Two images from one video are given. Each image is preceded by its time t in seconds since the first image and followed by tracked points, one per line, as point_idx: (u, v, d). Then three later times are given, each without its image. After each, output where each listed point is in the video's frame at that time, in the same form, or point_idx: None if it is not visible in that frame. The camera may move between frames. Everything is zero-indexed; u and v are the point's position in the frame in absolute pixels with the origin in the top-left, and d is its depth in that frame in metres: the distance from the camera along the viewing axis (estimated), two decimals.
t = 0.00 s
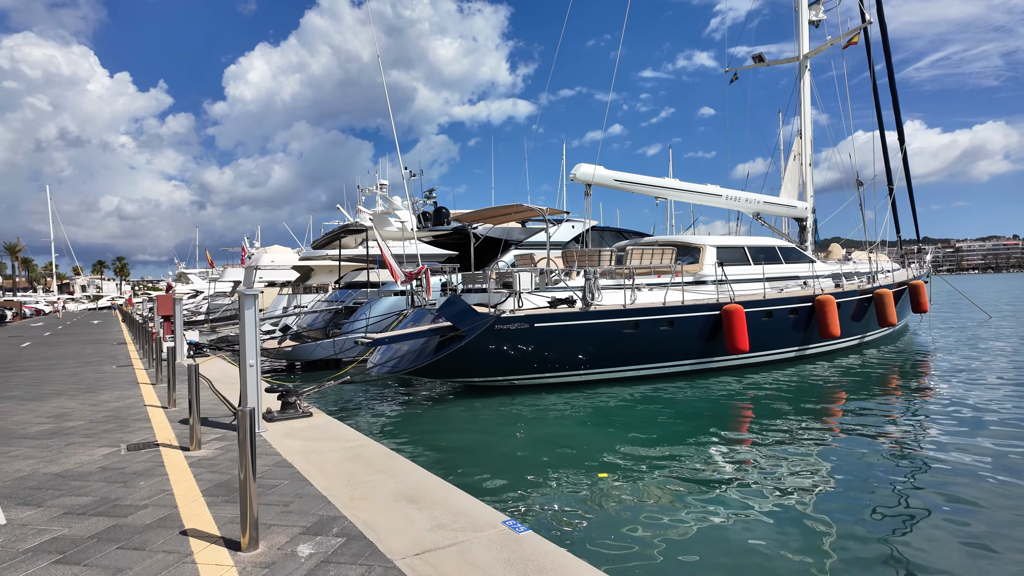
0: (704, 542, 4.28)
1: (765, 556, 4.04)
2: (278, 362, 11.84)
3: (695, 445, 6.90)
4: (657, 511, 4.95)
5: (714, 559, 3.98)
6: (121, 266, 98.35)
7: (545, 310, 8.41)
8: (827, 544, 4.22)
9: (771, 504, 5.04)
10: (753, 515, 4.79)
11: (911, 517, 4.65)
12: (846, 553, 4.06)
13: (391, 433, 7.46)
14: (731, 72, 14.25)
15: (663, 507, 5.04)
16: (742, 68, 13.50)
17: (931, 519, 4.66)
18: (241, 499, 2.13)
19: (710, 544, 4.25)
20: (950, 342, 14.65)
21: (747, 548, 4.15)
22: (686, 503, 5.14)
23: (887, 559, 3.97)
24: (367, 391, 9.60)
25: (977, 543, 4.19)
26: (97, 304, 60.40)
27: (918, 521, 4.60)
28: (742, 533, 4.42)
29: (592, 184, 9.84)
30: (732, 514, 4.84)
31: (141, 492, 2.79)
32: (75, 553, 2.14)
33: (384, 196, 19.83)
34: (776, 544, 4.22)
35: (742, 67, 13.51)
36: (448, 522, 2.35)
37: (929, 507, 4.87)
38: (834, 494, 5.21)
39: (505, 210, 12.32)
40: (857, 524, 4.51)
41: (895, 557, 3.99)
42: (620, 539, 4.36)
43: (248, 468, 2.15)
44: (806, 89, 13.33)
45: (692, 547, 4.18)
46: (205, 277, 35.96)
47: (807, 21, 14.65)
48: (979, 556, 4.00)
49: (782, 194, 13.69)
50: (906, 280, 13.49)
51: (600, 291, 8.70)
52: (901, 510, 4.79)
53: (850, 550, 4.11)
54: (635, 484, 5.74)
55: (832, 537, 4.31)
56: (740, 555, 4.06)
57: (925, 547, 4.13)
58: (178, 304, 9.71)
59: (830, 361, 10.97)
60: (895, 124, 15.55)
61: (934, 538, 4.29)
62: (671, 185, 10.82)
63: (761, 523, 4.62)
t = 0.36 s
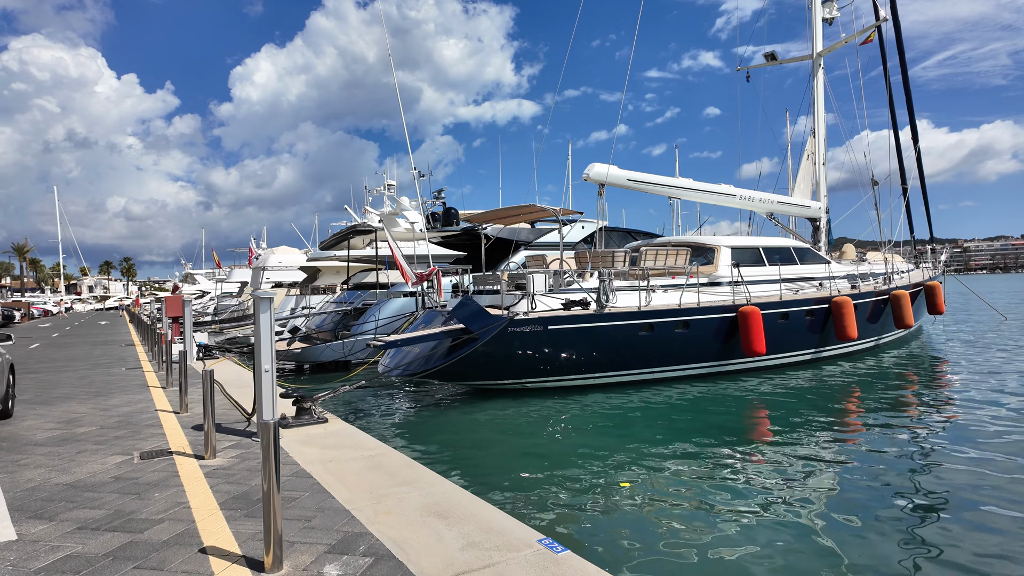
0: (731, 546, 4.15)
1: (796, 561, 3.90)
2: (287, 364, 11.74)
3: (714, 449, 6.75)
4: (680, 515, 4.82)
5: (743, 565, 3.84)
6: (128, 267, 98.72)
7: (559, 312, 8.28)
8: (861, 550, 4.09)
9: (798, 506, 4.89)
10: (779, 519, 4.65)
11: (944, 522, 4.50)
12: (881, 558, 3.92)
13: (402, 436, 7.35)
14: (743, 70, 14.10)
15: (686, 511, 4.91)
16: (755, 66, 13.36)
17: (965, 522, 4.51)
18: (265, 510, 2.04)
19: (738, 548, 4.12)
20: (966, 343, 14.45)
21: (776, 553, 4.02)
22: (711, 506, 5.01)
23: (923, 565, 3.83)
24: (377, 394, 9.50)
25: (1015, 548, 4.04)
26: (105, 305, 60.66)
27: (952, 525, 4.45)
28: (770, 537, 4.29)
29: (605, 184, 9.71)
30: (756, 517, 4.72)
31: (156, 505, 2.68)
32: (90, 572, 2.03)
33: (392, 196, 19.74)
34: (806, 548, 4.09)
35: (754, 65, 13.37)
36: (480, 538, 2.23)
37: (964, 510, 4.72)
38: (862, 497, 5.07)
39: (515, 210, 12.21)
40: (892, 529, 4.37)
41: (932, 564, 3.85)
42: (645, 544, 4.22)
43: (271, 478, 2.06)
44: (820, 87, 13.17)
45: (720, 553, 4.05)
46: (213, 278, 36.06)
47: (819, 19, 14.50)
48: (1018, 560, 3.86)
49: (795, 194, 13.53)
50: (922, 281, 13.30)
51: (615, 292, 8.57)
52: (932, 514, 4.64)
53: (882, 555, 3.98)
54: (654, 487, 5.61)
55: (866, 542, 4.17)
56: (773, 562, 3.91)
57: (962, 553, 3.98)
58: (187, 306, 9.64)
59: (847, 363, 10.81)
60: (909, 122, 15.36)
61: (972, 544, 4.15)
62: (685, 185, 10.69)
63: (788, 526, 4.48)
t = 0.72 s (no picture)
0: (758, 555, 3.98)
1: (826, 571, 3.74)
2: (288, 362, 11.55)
3: (729, 449, 6.56)
4: (699, 519, 4.65)
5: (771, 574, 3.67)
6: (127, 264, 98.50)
7: (568, 310, 8.10)
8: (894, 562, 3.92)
9: (823, 511, 4.72)
10: (804, 524, 4.48)
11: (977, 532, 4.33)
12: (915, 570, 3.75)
13: (408, 436, 7.16)
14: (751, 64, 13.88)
15: (705, 514, 4.74)
16: (764, 59, 13.13)
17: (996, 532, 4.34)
18: (275, 521, 1.88)
19: (765, 557, 3.94)
20: (975, 340, 14.28)
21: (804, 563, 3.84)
22: (731, 510, 4.84)
23: None
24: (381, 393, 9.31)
25: None
26: (104, 302, 60.39)
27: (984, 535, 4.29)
28: (796, 545, 4.13)
29: (614, 179, 9.51)
30: (778, 522, 4.55)
31: (155, 517, 2.49)
32: None
33: (394, 193, 19.53)
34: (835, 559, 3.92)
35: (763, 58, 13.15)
36: (509, 556, 2.05)
37: (995, 518, 4.56)
38: (888, 503, 4.90)
39: (521, 206, 12.02)
40: (922, 539, 4.21)
41: None
42: (666, 549, 4.04)
43: (281, 487, 1.88)
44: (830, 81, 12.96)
45: (745, 560, 3.87)
46: (212, 275, 35.84)
47: (829, 11, 14.27)
48: None
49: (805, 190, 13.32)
50: (932, 277, 13.12)
51: (625, 290, 8.39)
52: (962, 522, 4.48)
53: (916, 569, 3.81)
54: (670, 488, 5.42)
55: (897, 553, 4.01)
56: (802, 572, 3.75)
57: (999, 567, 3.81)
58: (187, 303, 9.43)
59: (858, 361, 10.63)
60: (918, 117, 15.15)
61: (1008, 555, 3.98)
62: (694, 180, 10.48)
63: (814, 534, 4.31)
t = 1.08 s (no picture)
0: (783, 562, 3.82)
1: None
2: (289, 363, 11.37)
3: (743, 451, 6.41)
4: (717, 522, 4.49)
5: None
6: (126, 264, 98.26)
7: (577, 311, 7.94)
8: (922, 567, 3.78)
9: (846, 515, 4.56)
10: (828, 528, 4.32)
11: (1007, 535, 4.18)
12: None
13: (413, 440, 7.00)
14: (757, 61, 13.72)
15: (723, 518, 4.58)
16: (771, 57, 12.97)
17: None
18: (288, 539, 1.77)
19: (791, 565, 3.78)
20: (983, 341, 14.13)
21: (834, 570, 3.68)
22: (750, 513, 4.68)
23: None
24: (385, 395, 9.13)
25: None
26: (103, 302, 60.16)
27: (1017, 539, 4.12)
28: (820, 549, 3.98)
29: (622, 177, 9.35)
30: (800, 525, 4.39)
31: (156, 537, 2.32)
32: None
33: (395, 192, 19.34)
34: (864, 565, 3.76)
35: (770, 57, 13.00)
36: None
37: None
38: (911, 505, 4.75)
39: (526, 206, 11.84)
40: (951, 542, 4.06)
41: None
42: (688, 558, 3.85)
43: (295, 504, 1.76)
44: (838, 79, 12.81)
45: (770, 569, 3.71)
46: (211, 275, 35.62)
47: (836, 8, 14.10)
48: None
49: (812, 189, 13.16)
50: (941, 278, 12.97)
51: (635, 291, 8.23)
52: (992, 526, 4.32)
53: (946, 574, 3.67)
54: (684, 490, 5.28)
55: (925, 556, 3.87)
56: None
57: None
58: (186, 305, 9.25)
59: (869, 363, 10.47)
60: (926, 116, 15.00)
61: None
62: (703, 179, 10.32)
63: (841, 538, 4.16)
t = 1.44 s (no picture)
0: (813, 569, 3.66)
1: None
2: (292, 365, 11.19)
3: (760, 453, 6.25)
4: (741, 526, 4.33)
5: None
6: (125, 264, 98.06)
7: (588, 312, 7.78)
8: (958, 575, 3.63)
9: (874, 519, 4.41)
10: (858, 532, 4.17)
11: None
12: None
13: (420, 443, 6.84)
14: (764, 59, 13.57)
15: (747, 521, 4.42)
16: (779, 56, 12.83)
17: None
18: (311, 553, 1.67)
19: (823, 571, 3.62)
20: (992, 342, 13.98)
21: None
22: (772, 514, 4.52)
23: None
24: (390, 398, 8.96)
25: None
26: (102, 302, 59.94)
27: None
28: (849, 555, 3.83)
29: (631, 176, 9.19)
30: (827, 528, 4.24)
31: (162, 557, 2.15)
32: None
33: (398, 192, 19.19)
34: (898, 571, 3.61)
35: (778, 55, 12.85)
36: None
37: None
38: (941, 509, 4.60)
39: (532, 205, 11.68)
40: (986, 548, 3.91)
41: None
42: (715, 564, 3.70)
43: (319, 516, 1.62)
44: (846, 78, 12.66)
45: None
46: (211, 275, 35.41)
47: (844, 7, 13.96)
48: None
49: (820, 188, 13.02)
50: (950, 279, 12.81)
51: (646, 291, 8.07)
52: None
53: None
54: (703, 493, 5.12)
55: (959, 562, 3.72)
56: None
57: None
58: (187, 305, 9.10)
59: (881, 365, 10.31)
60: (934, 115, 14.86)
61: None
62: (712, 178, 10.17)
63: (870, 542, 4.01)
